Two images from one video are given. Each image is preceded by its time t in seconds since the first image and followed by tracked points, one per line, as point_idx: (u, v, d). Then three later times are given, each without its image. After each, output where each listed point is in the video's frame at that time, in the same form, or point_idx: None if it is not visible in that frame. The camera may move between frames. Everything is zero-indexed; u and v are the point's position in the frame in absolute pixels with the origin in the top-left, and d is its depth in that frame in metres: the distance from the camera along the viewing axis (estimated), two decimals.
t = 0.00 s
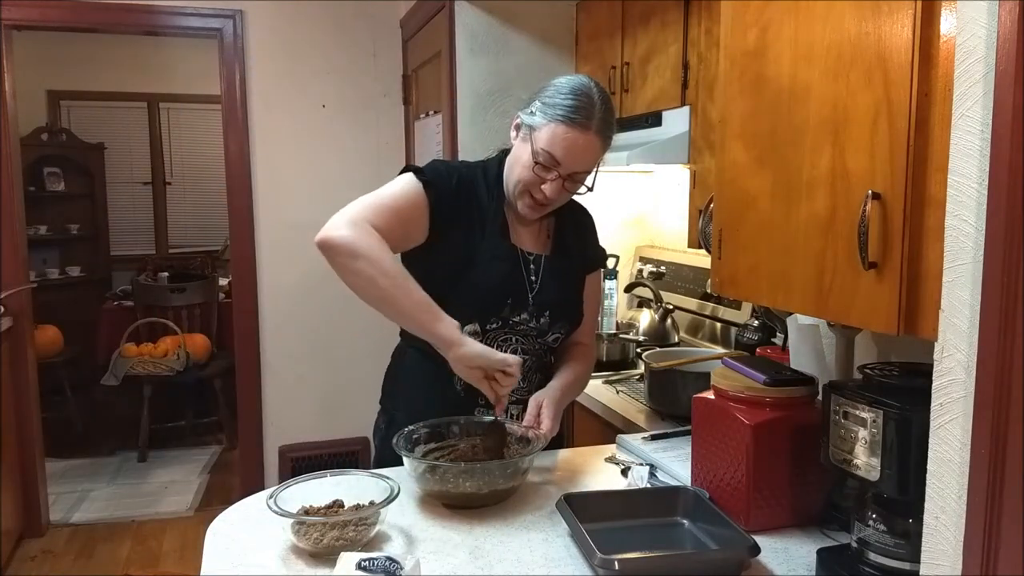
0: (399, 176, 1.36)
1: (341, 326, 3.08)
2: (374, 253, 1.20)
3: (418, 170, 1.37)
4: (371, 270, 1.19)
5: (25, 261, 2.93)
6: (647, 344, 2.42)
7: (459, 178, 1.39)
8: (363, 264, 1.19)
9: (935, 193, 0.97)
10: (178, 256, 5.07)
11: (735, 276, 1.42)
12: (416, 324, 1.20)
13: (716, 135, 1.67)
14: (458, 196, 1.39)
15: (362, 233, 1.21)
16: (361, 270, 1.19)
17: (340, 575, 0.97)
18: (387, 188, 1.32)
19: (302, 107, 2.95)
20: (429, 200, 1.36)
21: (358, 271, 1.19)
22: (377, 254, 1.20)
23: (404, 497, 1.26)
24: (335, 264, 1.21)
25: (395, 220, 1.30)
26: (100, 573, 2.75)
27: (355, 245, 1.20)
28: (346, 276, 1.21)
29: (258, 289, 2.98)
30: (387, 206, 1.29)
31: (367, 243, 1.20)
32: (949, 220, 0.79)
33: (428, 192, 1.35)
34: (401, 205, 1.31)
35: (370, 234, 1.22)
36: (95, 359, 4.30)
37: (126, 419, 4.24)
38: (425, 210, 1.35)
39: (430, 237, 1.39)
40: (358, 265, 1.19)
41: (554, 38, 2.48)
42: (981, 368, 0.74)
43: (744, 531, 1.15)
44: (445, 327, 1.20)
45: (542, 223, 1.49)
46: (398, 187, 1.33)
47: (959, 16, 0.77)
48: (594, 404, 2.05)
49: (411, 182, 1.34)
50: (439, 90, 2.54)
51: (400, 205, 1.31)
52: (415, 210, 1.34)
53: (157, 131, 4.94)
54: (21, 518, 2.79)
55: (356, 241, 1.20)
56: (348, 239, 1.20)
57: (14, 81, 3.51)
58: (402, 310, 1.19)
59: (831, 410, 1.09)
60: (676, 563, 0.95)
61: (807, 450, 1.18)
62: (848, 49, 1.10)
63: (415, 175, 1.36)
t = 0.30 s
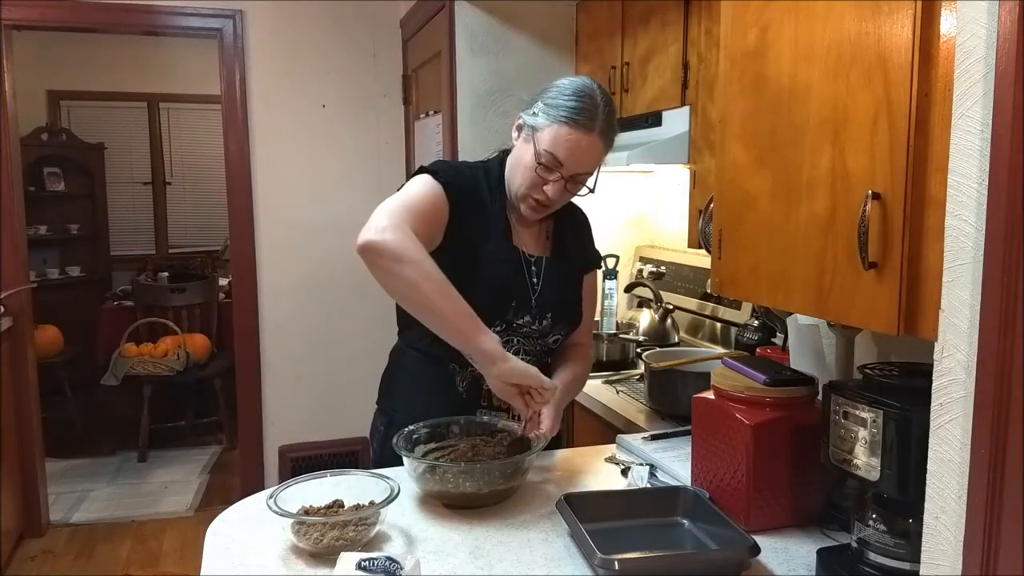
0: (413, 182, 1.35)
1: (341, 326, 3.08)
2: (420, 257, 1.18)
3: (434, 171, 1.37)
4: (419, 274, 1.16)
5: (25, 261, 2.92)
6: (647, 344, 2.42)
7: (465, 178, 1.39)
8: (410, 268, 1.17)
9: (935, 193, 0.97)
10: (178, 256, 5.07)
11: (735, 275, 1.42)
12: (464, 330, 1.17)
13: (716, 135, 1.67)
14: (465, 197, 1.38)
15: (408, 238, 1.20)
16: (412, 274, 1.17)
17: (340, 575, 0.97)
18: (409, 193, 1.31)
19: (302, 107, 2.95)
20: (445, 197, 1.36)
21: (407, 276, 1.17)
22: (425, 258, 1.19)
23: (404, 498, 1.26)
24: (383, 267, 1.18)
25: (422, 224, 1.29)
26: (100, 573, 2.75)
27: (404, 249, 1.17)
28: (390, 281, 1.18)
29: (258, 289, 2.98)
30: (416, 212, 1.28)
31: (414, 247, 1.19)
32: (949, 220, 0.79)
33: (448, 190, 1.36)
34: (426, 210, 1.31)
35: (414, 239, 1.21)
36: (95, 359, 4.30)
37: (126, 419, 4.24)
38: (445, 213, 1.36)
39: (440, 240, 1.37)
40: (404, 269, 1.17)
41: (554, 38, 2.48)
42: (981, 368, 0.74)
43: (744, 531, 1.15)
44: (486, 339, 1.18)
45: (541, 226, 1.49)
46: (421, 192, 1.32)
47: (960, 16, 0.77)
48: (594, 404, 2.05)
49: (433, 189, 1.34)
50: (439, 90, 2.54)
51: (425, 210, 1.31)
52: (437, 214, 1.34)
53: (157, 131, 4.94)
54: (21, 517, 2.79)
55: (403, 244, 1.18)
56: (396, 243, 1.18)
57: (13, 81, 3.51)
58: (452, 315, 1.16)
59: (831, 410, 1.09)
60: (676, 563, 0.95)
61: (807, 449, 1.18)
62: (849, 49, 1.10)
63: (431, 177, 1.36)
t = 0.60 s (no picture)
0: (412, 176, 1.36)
1: (341, 326, 3.08)
2: (394, 249, 1.21)
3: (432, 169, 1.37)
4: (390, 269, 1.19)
5: (25, 261, 2.93)
6: (647, 344, 2.42)
7: (465, 178, 1.39)
8: (381, 262, 1.20)
9: (935, 193, 0.97)
10: (178, 256, 5.07)
11: (735, 275, 1.42)
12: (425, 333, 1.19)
13: (716, 135, 1.67)
14: (466, 197, 1.38)
15: (388, 231, 1.22)
16: (382, 269, 1.20)
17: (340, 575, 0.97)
18: (406, 185, 1.32)
19: (302, 107, 2.95)
20: (445, 196, 1.36)
21: (379, 270, 1.20)
22: (399, 252, 1.21)
23: (404, 498, 1.26)
24: (357, 257, 1.21)
25: (413, 219, 1.30)
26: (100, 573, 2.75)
27: (379, 242, 1.21)
28: (360, 273, 1.21)
29: (258, 289, 2.98)
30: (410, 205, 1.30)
31: (391, 241, 1.22)
32: (949, 220, 0.79)
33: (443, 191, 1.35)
34: (421, 206, 1.32)
35: (394, 234, 1.23)
36: (95, 359, 4.30)
37: (126, 419, 4.24)
38: (441, 209, 1.36)
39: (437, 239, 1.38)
40: (373, 263, 1.20)
41: (554, 38, 2.48)
42: (981, 368, 0.74)
43: (744, 531, 1.15)
44: (445, 346, 1.19)
45: (542, 227, 1.49)
46: (418, 187, 1.33)
47: (959, 16, 0.77)
48: (594, 404, 2.05)
49: (431, 185, 1.35)
50: (439, 90, 2.54)
51: (420, 206, 1.31)
52: (433, 210, 1.34)
53: (157, 131, 4.94)
54: (21, 517, 2.79)
55: (379, 236, 1.21)
56: (373, 234, 1.21)
57: (13, 82, 3.51)
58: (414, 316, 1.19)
59: (831, 410, 1.09)
60: (676, 563, 0.95)
61: (807, 450, 1.18)
62: (849, 49, 1.10)
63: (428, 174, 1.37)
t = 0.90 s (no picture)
0: (408, 169, 1.37)
1: (341, 326, 3.08)
2: (353, 252, 1.26)
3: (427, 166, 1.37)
4: (348, 270, 1.26)
5: (25, 261, 2.93)
6: (647, 344, 2.42)
7: (466, 178, 1.38)
8: (341, 263, 1.26)
9: (935, 193, 0.97)
10: (178, 256, 5.07)
11: (735, 274, 1.42)
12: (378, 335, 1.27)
13: (716, 135, 1.67)
14: (467, 197, 1.38)
15: (354, 231, 1.27)
16: (343, 269, 1.27)
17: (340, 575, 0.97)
18: (395, 180, 1.34)
19: (302, 107, 2.95)
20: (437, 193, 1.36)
21: (341, 269, 1.27)
22: (357, 255, 1.26)
23: (404, 498, 1.26)
24: (323, 256, 1.28)
25: (396, 215, 1.32)
26: (100, 573, 2.75)
27: (343, 243, 1.26)
28: (327, 269, 1.29)
29: (258, 289, 2.98)
30: (391, 202, 1.31)
31: (353, 242, 1.26)
32: (949, 220, 0.79)
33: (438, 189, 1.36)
34: (407, 202, 1.33)
35: (361, 234, 1.27)
36: (95, 359, 4.30)
37: (126, 419, 4.24)
38: (430, 205, 1.36)
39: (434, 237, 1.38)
40: (335, 261, 1.26)
41: (554, 38, 2.48)
42: (981, 368, 0.74)
43: (744, 531, 1.15)
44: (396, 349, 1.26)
45: (543, 228, 1.48)
46: (409, 181, 1.35)
47: (960, 16, 0.77)
48: (594, 404, 2.05)
49: (420, 179, 1.35)
50: (439, 90, 2.54)
51: (406, 202, 1.32)
52: (419, 207, 1.34)
53: (157, 131, 4.94)
54: (21, 517, 2.79)
55: (342, 238, 1.26)
56: (335, 236, 1.26)
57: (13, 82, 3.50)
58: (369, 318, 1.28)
59: (831, 410, 1.09)
60: (676, 563, 0.95)
61: (807, 450, 1.18)
62: (848, 49, 1.10)
63: (422, 170, 1.37)
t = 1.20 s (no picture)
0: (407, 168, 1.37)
1: (341, 326, 3.08)
2: (348, 249, 1.25)
3: (428, 164, 1.37)
4: (342, 269, 1.26)
5: (25, 261, 2.93)
6: (647, 344, 2.42)
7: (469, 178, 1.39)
8: (338, 264, 1.26)
9: (935, 193, 0.97)
10: (178, 256, 5.07)
11: (736, 275, 1.42)
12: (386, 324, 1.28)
13: (716, 135, 1.67)
14: (468, 196, 1.39)
15: (348, 229, 1.27)
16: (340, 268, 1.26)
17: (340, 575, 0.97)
18: (391, 179, 1.34)
19: (302, 107, 2.95)
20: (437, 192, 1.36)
21: (338, 269, 1.27)
22: (352, 251, 1.26)
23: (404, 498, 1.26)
24: (319, 257, 1.28)
25: (394, 213, 1.31)
26: (100, 573, 2.75)
27: (337, 241, 1.25)
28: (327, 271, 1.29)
29: (258, 289, 2.98)
30: (387, 198, 1.30)
31: (347, 239, 1.26)
32: (949, 220, 0.79)
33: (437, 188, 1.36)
34: (402, 197, 1.32)
35: (357, 231, 1.27)
36: (95, 359, 4.30)
37: (126, 419, 4.24)
38: (429, 204, 1.35)
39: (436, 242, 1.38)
40: (333, 262, 1.27)
41: (554, 38, 2.48)
42: (981, 368, 0.74)
43: (744, 531, 1.15)
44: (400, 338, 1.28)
45: (546, 229, 1.48)
46: (406, 179, 1.35)
47: (960, 16, 0.77)
48: (594, 404, 2.05)
49: (417, 176, 1.35)
50: (439, 89, 2.54)
51: (402, 198, 1.32)
52: (417, 206, 1.34)
53: (157, 131, 4.94)
54: (21, 518, 2.79)
55: (335, 237, 1.25)
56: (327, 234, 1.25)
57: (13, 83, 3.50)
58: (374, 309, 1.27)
59: (831, 410, 1.09)
60: (675, 563, 0.95)
61: (807, 450, 1.18)
62: (848, 50, 1.10)
63: (422, 167, 1.37)
